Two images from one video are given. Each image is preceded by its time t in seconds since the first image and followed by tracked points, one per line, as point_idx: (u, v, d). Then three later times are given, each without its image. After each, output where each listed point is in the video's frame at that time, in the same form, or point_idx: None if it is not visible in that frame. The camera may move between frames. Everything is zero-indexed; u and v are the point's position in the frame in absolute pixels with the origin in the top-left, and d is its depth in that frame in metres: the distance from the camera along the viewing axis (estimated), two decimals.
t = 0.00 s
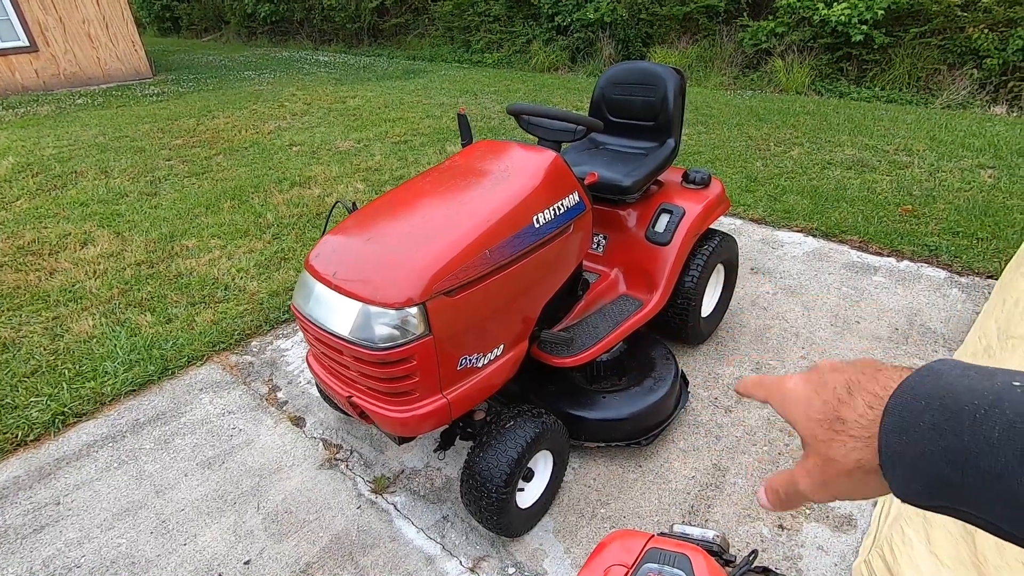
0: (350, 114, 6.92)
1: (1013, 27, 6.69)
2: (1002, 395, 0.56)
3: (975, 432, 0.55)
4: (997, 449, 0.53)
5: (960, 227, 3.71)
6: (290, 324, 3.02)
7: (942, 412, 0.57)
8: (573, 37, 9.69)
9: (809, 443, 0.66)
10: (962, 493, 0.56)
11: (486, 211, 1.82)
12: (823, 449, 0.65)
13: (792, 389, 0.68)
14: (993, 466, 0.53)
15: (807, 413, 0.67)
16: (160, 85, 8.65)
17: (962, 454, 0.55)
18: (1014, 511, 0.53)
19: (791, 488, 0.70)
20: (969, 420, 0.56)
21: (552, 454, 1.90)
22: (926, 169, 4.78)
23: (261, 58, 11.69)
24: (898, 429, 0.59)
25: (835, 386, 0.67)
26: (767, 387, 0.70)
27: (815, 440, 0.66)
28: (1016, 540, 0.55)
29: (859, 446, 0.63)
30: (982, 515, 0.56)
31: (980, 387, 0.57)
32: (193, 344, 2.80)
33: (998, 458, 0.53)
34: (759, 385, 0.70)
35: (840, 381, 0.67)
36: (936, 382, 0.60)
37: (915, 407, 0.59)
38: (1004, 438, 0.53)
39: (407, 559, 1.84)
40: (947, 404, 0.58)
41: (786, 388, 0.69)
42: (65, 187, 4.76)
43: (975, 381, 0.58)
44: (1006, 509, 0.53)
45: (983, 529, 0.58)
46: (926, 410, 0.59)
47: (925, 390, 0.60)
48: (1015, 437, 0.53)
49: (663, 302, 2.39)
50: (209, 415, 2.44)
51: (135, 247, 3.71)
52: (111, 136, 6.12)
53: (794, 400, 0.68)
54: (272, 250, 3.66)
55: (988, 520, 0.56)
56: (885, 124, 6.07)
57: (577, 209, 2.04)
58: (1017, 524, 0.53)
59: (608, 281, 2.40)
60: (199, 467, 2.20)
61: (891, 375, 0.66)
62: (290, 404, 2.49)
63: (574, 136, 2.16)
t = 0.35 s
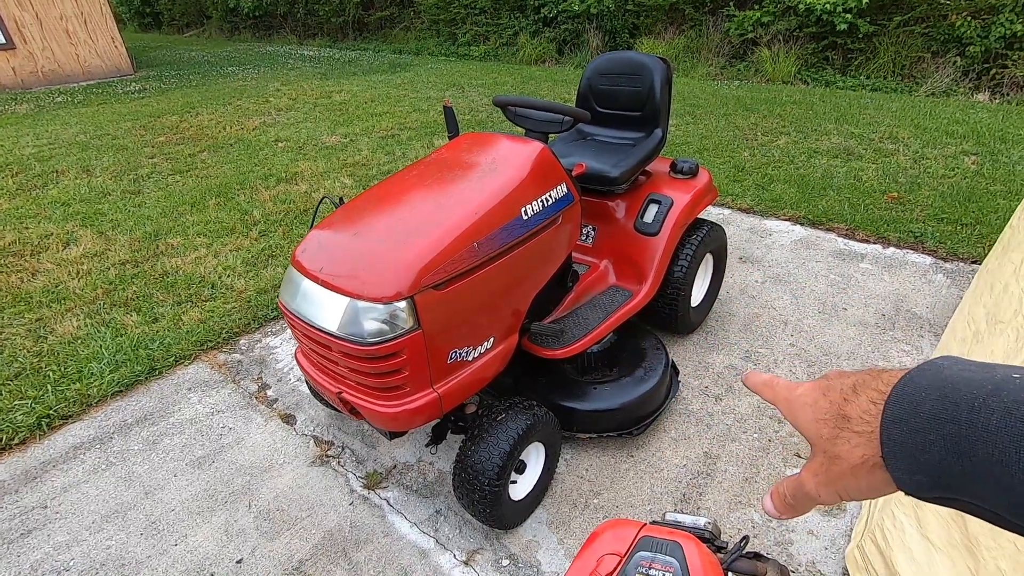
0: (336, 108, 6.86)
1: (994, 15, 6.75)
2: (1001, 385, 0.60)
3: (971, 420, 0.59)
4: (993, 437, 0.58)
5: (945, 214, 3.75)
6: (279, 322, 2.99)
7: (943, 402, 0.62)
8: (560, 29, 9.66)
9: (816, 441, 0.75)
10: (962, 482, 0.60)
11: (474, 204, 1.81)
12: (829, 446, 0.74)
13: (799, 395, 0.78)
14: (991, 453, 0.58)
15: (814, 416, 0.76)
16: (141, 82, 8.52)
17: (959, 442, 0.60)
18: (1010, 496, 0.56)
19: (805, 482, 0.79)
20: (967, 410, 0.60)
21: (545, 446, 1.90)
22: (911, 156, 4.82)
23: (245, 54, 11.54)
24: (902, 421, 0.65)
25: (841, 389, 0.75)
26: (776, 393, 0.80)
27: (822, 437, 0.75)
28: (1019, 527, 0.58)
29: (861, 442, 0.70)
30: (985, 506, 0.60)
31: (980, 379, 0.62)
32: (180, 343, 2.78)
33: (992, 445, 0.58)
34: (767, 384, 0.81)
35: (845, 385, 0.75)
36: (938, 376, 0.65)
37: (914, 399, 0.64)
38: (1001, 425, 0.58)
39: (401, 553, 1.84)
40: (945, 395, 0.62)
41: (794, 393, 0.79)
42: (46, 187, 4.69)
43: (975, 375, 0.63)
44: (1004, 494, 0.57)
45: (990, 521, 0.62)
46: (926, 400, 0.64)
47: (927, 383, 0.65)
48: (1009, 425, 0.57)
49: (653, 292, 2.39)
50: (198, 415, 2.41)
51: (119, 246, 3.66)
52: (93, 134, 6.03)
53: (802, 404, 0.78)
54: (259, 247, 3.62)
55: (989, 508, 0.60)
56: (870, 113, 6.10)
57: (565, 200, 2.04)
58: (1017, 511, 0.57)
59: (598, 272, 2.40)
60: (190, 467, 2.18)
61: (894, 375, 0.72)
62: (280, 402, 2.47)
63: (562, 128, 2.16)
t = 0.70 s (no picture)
0: (327, 107, 6.83)
1: (981, 7, 6.80)
2: (982, 374, 0.61)
3: (954, 411, 0.60)
4: (975, 427, 0.59)
5: (935, 205, 3.77)
6: (273, 322, 2.98)
7: (925, 393, 0.63)
8: (551, 25, 9.64)
9: (797, 432, 0.77)
10: (945, 473, 0.61)
11: (468, 200, 1.81)
12: (810, 437, 0.75)
13: (778, 386, 0.79)
14: (974, 442, 0.59)
15: (795, 407, 0.77)
16: (129, 82, 8.45)
17: (943, 433, 0.60)
18: (995, 486, 0.58)
19: (782, 474, 0.79)
20: (950, 401, 0.61)
21: (542, 441, 1.90)
22: (901, 148, 4.85)
23: (234, 52, 11.46)
24: (885, 411, 0.65)
25: (822, 381, 0.77)
26: (756, 383, 0.82)
27: (803, 428, 0.76)
28: (1000, 516, 0.60)
29: (844, 433, 0.71)
30: (968, 495, 0.61)
31: (961, 369, 0.62)
32: (174, 345, 2.76)
33: (975, 435, 0.59)
34: (746, 374, 0.82)
35: (826, 377, 0.77)
36: (919, 366, 0.65)
37: (897, 390, 0.65)
38: (984, 416, 0.58)
39: (400, 551, 1.84)
40: (927, 386, 0.63)
41: (773, 385, 0.80)
42: (34, 189, 4.65)
43: (955, 365, 0.63)
44: (988, 485, 0.58)
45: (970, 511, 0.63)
46: (909, 391, 0.64)
47: (909, 374, 0.65)
48: (992, 416, 0.58)
49: (647, 286, 2.40)
50: (193, 416, 2.41)
51: (111, 249, 3.64)
52: (82, 136, 5.98)
53: (783, 395, 0.79)
54: (252, 248, 3.61)
55: (972, 499, 0.61)
56: (860, 105, 6.13)
57: (559, 195, 2.04)
58: (1003, 501, 0.58)
59: (592, 268, 2.41)
60: (186, 468, 2.17)
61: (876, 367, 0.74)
62: (276, 402, 2.47)
63: (554, 123, 2.16)
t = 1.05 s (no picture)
0: (323, 107, 6.81)
1: None
2: (964, 382, 0.63)
3: (938, 417, 0.63)
4: (958, 434, 0.61)
5: (932, 198, 3.78)
6: (272, 323, 2.98)
7: (910, 400, 0.65)
8: (546, 22, 9.62)
9: (781, 437, 0.78)
10: (928, 478, 0.63)
11: (465, 199, 1.81)
12: (795, 443, 0.76)
13: (762, 390, 0.81)
14: (957, 448, 0.61)
15: (779, 412, 0.78)
16: (124, 84, 8.43)
17: (927, 439, 0.63)
18: (978, 490, 0.60)
19: (769, 478, 0.81)
20: (933, 408, 0.63)
21: (541, 439, 1.90)
22: (897, 142, 4.86)
23: (229, 53, 11.43)
24: (869, 418, 0.68)
25: (805, 386, 0.78)
26: (739, 390, 0.83)
27: (787, 434, 0.77)
28: (981, 522, 0.62)
29: (829, 439, 0.73)
30: (950, 501, 0.63)
31: (942, 376, 0.65)
32: (173, 347, 2.76)
33: (958, 442, 0.61)
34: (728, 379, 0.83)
35: (810, 381, 0.79)
36: (902, 373, 0.68)
37: (882, 397, 0.67)
38: (966, 422, 0.61)
39: (401, 550, 1.84)
40: (910, 393, 0.66)
41: (757, 389, 0.81)
42: (30, 192, 4.64)
43: (938, 371, 0.66)
44: (970, 490, 0.61)
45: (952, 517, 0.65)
46: (894, 397, 0.67)
47: (892, 381, 0.68)
48: (975, 422, 0.61)
49: (645, 283, 2.40)
50: (192, 418, 2.40)
51: (108, 251, 3.63)
52: (77, 138, 5.96)
53: (766, 401, 0.80)
54: (250, 248, 3.61)
55: (953, 504, 0.63)
56: (856, 99, 6.14)
57: (556, 193, 2.04)
58: (986, 505, 0.60)
59: (590, 265, 2.41)
60: (186, 470, 2.17)
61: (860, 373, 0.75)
62: (275, 403, 2.46)
63: (550, 121, 2.15)
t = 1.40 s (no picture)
0: (323, 106, 6.80)
1: None
2: (965, 384, 0.63)
3: (940, 418, 0.62)
4: (958, 434, 0.61)
5: (934, 194, 3.77)
6: (274, 323, 2.97)
7: (910, 401, 0.65)
8: (545, 19, 9.59)
9: (780, 428, 0.79)
10: (931, 479, 0.63)
11: (469, 198, 1.80)
12: (793, 435, 0.78)
13: (760, 375, 0.82)
14: (958, 449, 0.60)
15: (778, 401, 0.80)
16: (122, 84, 8.40)
17: (928, 440, 0.62)
18: (979, 492, 0.59)
19: (762, 466, 0.82)
20: (934, 408, 0.63)
21: (547, 439, 1.90)
22: (899, 138, 4.85)
23: (227, 52, 11.40)
24: (873, 419, 0.67)
25: (807, 378, 0.80)
26: (740, 374, 0.83)
27: (786, 423, 0.79)
28: (987, 524, 0.60)
29: (829, 435, 0.74)
30: (954, 503, 0.62)
31: (943, 378, 0.65)
32: (175, 349, 2.75)
33: (960, 443, 0.60)
34: (728, 362, 0.84)
35: (811, 374, 0.80)
36: (904, 373, 0.68)
37: (884, 398, 0.67)
38: (966, 423, 0.60)
39: (407, 551, 1.84)
40: (912, 394, 0.65)
41: (756, 374, 0.82)
42: (30, 194, 4.62)
43: (940, 372, 0.66)
44: (972, 492, 0.60)
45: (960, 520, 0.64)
46: (894, 397, 0.66)
47: (894, 381, 0.68)
48: (976, 423, 0.60)
49: (649, 281, 2.40)
50: (196, 419, 2.40)
51: (109, 253, 3.62)
52: (76, 139, 5.94)
53: (765, 388, 0.81)
54: (251, 249, 3.60)
55: (955, 505, 0.62)
56: (857, 95, 6.13)
57: (560, 192, 2.03)
58: (987, 506, 0.59)
59: (594, 263, 2.40)
60: (190, 472, 2.16)
61: (862, 369, 0.77)
62: (279, 404, 2.46)
63: (553, 119, 2.14)
